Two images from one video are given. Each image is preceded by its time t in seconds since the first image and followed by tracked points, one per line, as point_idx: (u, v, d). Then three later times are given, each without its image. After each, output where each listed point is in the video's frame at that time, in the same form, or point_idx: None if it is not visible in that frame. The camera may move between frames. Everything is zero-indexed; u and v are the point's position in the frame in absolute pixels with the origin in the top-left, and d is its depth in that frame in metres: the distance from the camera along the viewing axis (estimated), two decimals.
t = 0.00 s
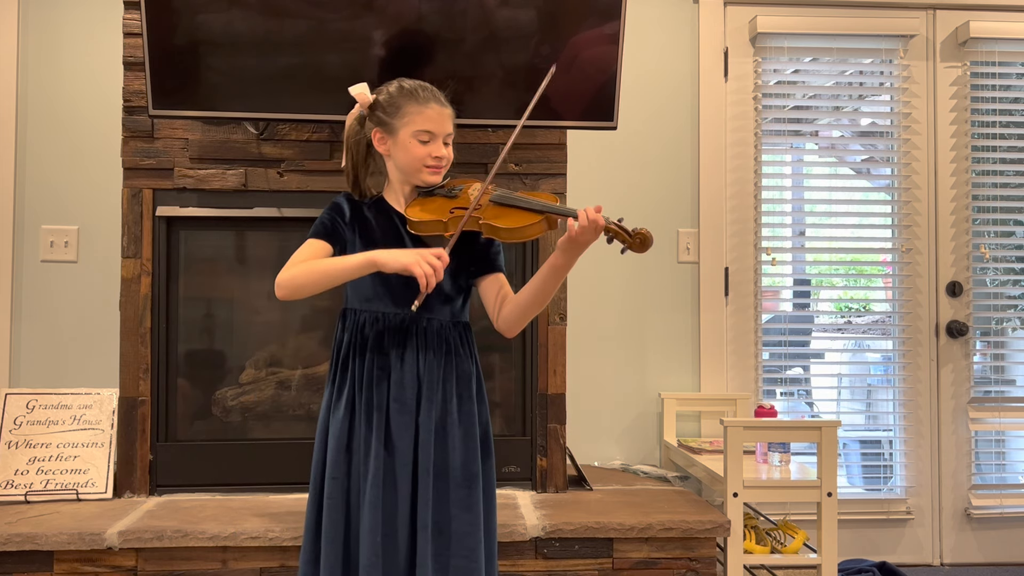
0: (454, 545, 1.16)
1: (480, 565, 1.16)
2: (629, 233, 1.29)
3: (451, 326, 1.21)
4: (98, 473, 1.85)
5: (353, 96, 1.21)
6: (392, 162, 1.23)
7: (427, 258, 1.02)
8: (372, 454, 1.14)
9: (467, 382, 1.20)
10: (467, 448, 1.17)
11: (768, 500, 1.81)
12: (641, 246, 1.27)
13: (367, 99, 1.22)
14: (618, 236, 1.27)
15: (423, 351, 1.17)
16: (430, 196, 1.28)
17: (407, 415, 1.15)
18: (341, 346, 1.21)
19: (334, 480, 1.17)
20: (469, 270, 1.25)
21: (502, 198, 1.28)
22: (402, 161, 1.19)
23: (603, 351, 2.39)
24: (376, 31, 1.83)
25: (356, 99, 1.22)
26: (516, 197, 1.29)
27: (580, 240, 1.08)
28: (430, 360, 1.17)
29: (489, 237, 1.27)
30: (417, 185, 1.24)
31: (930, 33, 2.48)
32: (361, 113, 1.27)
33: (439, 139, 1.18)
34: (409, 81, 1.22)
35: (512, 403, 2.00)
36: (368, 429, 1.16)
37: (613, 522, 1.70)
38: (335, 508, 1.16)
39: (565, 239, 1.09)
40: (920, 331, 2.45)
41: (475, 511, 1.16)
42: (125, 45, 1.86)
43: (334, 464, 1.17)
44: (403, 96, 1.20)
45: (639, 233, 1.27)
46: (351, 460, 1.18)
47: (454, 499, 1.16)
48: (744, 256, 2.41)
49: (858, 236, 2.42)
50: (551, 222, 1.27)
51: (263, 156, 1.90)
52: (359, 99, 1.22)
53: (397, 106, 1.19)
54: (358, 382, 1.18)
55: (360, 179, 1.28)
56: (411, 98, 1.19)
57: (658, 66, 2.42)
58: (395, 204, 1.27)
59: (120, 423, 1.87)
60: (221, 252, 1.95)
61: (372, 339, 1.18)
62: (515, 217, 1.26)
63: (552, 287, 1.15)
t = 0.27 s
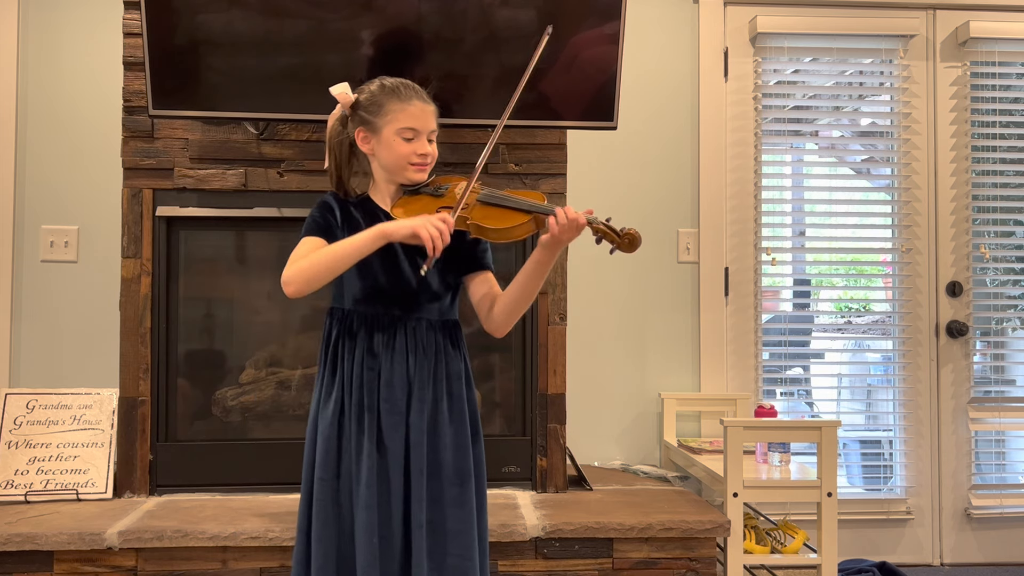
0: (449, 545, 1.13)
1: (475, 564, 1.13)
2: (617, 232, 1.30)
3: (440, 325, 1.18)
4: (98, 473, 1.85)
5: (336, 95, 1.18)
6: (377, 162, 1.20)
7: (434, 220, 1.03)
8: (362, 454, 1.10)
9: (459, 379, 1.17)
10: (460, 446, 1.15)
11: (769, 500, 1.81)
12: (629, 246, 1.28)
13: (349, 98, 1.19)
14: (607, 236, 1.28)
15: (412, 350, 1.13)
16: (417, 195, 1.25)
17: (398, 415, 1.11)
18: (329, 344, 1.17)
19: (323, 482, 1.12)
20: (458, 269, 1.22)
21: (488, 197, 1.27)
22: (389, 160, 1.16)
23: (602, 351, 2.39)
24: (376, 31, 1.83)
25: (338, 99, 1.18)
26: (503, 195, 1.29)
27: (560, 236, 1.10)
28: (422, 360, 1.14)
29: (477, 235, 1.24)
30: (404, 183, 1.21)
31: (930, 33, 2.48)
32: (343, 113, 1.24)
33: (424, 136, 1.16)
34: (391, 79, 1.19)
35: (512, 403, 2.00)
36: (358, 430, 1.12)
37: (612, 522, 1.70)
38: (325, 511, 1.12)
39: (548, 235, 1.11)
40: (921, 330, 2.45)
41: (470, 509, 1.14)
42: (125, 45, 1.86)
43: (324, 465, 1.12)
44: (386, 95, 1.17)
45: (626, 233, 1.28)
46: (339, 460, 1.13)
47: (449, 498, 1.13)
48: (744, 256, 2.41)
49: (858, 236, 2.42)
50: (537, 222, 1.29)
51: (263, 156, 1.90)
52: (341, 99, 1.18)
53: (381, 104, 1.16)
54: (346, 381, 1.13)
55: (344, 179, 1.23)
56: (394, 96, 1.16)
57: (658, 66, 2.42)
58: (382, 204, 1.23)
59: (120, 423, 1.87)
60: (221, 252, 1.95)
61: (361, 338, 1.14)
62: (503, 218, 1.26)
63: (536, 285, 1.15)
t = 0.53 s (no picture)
0: (432, 545, 1.12)
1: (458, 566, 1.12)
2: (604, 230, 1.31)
3: (425, 325, 1.17)
4: (98, 473, 1.85)
5: (320, 93, 1.18)
6: (361, 160, 1.19)
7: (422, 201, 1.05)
8: (346, 452, 1.09)
9: (444, 379, 1.16)
10: (445, 447, 1.13)
11: (769, 500, 1.81)
12: (615, 245, 1.29)
13: (334, 96, 1.19)
14: (593, 234, 1.30)
15: (397, 350, 1.13)
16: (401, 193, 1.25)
17: (382, 413, 1.11)
18: (313, 340, 1.16)
19: (306, 479, 1.11)
20: (442, 268, 1.21)
21: (474, 195, 1.28)
22: (373, 157, 1.16)
23: (603, 350, 2.39)
24: (376, 31, 1.83)
25: (323, 96, 1.19)
26: (490, 194, 1.29)
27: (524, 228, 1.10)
28: (406, 359, 1.13)
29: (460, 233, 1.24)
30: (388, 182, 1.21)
31: (930, 33, 2.48)
32: (328, 111, 1.24)
33: (409, 135, 1.16)
34: (376, 78, 1.19)
35: (512, 403, 2.00)
36: (342, 428, 1.11)
37: (612, 522, 1.70)
38: (308, 508, 1.11)
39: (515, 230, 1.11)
40: (920, 330, 2.45)
41: (454, 510, 1.12)
42: (125, 44, 1.86)
43: (307, 462, 1.11)
44: (371, 92, 1.17)
45: (612, 232, 1.29)
46: (323, 458, 1.12)
47: (432, 498, 1.12)
48: (744, 256, 2.41)
49: (858, 236, 2.42)
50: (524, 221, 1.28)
51: (263, 156, 1.90)
52: (325, 96, 1.19)
53: (365, 102, 1.16)
54: (330, 378, 1.12)
55: (327, 176, 1.23)
56: (379, 94, 1.16)
57: (658, 66, 2.42)
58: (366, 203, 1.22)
59: (120, 423, 1.87)
60: (221, 252, 1.95)
61: (345, 335, 1.13)
62: (488, 216, 1.26)
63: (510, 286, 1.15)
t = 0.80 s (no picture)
0: (410, 547, 1.12)
1: (436, 567, 1.12)
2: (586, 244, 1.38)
3: (407, 328, 1.17)
4: (98, 473, 1.85)
5: (313, 89, 1.20)
6: (349, 159, 1.19)
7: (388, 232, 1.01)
8: (325, 454, 1.09)
9: (425, 382, 1.16)
10: (425, 450, 1.13)
11: (769, 500, 1.81)
12: (596, 259, 1.35)
13: (326, 93, 1.20)
14: (576, 248, 1.35)
15: (379, 352, 1.13)
16: (386, 197, 1.26)
17: (362, 415, 1.11)
18: (295, 341, 1.16)
19: (286, 480, 1.11)
20: (425, 272, 1.21)
21: (459, 202, 1.31)
22: (360, 157, 1.16)
23: (603, 350, 2.39)
24: (376, 31, 1.83)
25: (315, 93, 1.20)
26: (475, 201, 1.32)
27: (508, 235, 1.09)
28: (387, 362, 1.13)
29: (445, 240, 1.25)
30: (374, 183, 1.21)
31: (930, 33, 2.48)
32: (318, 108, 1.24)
33: (398, 138, 1.16)
34: (369, 78, 1.19)
35: (512, 403, 2.00)
36: (322, 430, 1.11)
37: (613, 522, 1.70)
38: (287, 510, 1.11)
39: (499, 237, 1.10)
40: (920, 331, 2.45)
41: (433, 512, 1.12)
42: (125, 45, 1.86)
43: (287, 464, 1.11)
44: (363, 92, 1.17)
45: (594, 246, 1.36)
46: (303, 459, 1.12)
47: (410, 500, 1.12)
48: (744, 256, 2.41)
49: (858, 236, 2.42)
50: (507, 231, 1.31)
51: (263, 156, 1.90)
52: (317, 93, 1.20)
53: (356, 101, 1.16)
54: (311, 380, 1.12)
55: (314, 174, 1.24)
56: (371, 94, 1.16)
57: (658, 66, 2.42)
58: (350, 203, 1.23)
59: (120, 423, 1.87)
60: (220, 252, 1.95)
61: (326, 337, 1.13)
62: (473, 224, 1.29)
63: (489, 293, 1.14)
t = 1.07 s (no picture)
0: (392, 550, 1.12)
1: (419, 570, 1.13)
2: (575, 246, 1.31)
3: (392, 330, 1.16)
4: (98, 473, 1.85)
5: (305, 88, 1.19)
6: (338, 159, 1.19)
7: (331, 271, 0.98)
8: (307, 457, 1.10)
9: (409, 385, 1.15)
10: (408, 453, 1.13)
11: (769, 500, 1.81)
12: (584, 261, 1.28)
13: (319, 92, 1.19)
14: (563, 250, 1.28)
15: (362, 354, 1.13)
16: (374, 198, 1.23)
17: (345, 419, 1.11)
18: (280, 343, 1.16)
19: (270, 482, 1.12)
20: (411, 274, 1.21)
21: (447, 204, 1.24)
22: (349, 158, 1.16)
23: (603, 350, 2.39)
24: (376, 31, 1.83)
25: (308, 92, 1.19)
26: (463, 204, 1.25)
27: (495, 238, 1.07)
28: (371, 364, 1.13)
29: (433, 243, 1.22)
30: (363, 185, 1.21)
31: (930, 33, 2.48)
32: (311, 108, 1.23)
33: (387, 140, 1.16)
34: (363, 79, 1.19)
35: (512, 403, 2.00)
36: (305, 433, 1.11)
37: (613, 522, 1.70)
38: (271, 512, 1.11)
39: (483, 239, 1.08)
40: (920, 331, 2.45)
41: (415, 516, 1.12)
42: (125, 45, 1.86)
43: (271, 466, 1.12)
44: (355, 94, 1.17)
45: (581, 248, 1.28)
46: (287, 461, 1.13)
47: (393, 504, 1.12)
48: (744, 256, 2.41)
49: (858, 236, 2.42)
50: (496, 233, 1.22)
51: (263, 156, 1.90)
52: (310, 92, 1.19)
53: (348, 102, 1.16)
54: (296, 382, 1.13)
55: (305, 175, 1.25)
56: (363, 96, 1.16)
57: (658, 66, 2.42)
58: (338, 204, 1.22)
59: (120, 423, 1.87)
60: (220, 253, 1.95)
61: (310, 340, 1.13)
62: (460, 225, 1.21)
63: (474, 294, 1.12)
